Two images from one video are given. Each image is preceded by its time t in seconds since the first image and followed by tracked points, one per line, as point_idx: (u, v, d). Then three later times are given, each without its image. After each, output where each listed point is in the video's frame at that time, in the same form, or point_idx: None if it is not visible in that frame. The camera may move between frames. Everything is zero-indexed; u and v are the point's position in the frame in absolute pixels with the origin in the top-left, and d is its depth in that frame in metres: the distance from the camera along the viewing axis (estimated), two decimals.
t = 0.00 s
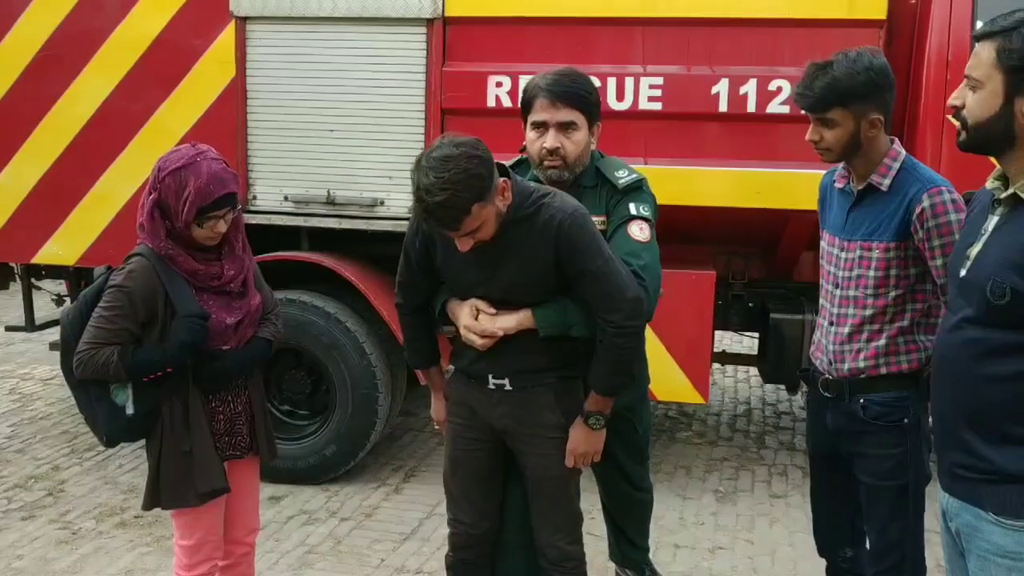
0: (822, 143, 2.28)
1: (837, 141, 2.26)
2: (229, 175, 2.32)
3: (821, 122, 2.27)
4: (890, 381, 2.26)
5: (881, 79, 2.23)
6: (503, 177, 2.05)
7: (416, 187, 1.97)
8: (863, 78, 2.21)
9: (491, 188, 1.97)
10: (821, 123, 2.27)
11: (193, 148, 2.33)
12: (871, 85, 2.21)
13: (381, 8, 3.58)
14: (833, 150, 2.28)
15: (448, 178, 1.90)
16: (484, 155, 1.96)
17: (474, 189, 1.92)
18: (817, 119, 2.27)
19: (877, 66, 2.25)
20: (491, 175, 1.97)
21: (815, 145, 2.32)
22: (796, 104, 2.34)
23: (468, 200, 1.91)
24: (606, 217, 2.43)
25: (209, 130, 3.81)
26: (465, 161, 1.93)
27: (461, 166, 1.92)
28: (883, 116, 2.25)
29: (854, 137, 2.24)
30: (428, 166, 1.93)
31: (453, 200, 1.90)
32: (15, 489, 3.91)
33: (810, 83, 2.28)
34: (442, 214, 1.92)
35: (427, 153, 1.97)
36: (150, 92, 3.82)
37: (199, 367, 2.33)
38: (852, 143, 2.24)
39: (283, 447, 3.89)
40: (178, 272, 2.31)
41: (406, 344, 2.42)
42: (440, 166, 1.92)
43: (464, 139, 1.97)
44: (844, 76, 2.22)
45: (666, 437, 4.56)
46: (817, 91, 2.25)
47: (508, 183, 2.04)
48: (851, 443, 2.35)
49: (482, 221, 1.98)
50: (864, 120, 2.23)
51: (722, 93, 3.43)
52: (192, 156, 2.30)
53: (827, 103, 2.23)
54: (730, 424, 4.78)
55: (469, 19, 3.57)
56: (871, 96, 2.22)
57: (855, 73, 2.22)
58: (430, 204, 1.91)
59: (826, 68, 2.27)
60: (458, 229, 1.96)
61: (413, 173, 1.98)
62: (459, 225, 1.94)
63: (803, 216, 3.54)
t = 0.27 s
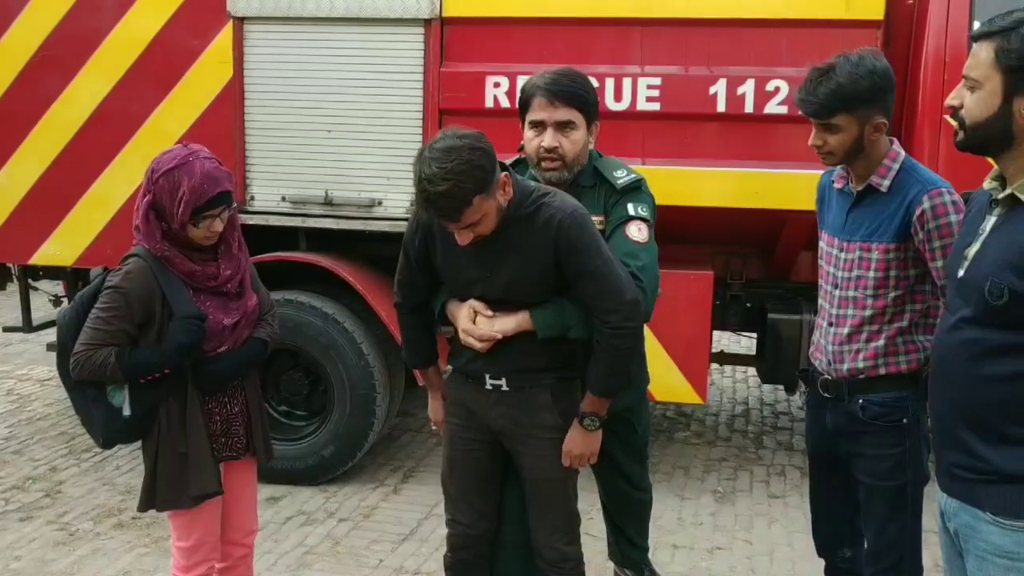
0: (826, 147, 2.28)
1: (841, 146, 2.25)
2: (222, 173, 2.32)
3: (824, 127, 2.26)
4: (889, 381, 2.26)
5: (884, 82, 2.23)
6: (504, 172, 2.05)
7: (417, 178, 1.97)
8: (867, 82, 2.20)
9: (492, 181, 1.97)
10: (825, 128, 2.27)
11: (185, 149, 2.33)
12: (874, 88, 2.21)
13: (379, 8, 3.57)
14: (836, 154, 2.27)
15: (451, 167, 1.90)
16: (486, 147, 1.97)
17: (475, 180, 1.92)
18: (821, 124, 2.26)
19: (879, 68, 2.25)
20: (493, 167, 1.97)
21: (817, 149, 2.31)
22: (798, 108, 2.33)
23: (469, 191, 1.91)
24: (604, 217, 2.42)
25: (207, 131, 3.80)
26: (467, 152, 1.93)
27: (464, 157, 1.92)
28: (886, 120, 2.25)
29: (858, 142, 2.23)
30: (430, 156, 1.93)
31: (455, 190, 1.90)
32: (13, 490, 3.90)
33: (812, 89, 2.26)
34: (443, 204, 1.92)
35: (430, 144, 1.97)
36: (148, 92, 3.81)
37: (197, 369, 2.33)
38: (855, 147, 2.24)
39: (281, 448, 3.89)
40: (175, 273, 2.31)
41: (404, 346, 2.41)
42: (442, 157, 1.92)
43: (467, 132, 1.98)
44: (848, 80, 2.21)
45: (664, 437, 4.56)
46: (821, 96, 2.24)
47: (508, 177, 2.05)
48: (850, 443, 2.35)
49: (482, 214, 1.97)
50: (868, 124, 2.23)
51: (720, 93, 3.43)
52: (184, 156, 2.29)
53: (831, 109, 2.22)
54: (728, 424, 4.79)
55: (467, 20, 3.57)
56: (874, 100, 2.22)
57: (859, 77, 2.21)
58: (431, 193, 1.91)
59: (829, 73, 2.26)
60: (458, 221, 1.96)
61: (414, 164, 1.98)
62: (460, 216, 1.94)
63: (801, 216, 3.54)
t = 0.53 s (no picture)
0: (824, 151, 2.28)
1: (839, 148, 2.25)
2: (218, 173, 2.32)
3: (822, 130, 2.26)
4: (887, 382, 2.27)
5: (882, 85, 2.23)
6: (502, 170, 2.05)
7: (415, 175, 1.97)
8: (865, 84, 2.21)
9: (490, 179, 1.97)
10: (823, 131, 2.26)
11: (181, 149, 2.33)
12: (872, 91, 2.21)
13: (377, 9, 3.57)
14: (835, 157, 2.27)
15: (449, 164, 1.90)
16: (484, 145, 1.96)
17: (473, 177, 1.92)
18: (819, 127, 2.26)
19: (876, 71, 2.25)
20: (491, 164, 1.97)
21: (816, 152, 2.31)
22: (796, 110, 2.33)
23: (466, 188, 1.91)
24: (603, 218, 2.42)
25: (205, 132, 3.80)
26: (465, 149, 1.93)
27: (462, 154, 1.92)
28: (884, 122, 2.25)
29: (855, 144, 2.23)
30: (428, 153, 1.93)
31: (452, 187, 1.90)
32: (11, 491, 3.90)
33: (810, 92, 2.27)
34: (441, 201, 1.92)
35: (428, 141, 1.97)
36: (146, 93, 3.81)
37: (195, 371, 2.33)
38: (854, 150, 2.24)
39: (280, 449, 3.89)
40: (172, 275, 2.31)
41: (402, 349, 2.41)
42: (440, 154, 1.92)
43: (466, 129, 1.98)
44: (846, 82, 2.21)
45: (663, 438, 4.56)
46: (819, 99, 2.24)
47: (506, 175, 2.05)
48: (848, 445, 2.35)
49: (480, 211, 1.97)
50: (866, 126, 2.23)
51: (719, 94, 3.43)
52: (179, 156, 2.29)
53: (829, 112, 2.22)
54: (726, 425, 4.79)
55: (466, 21, 3.57)
56: (872, 103, 2.23)
57: (856, 79, 2.22)
58: (428, 190, 1.91)
59: (826, 76, 2.26)
60: (455, 218, 1.96)
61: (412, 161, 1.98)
62: (457, 212, 1.94)
63: (799, 218, 3.54)
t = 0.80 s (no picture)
0: (821, 151, 2.27)
1: (835, 148, 2.25)
2: (211, 171, 2.31)
3: (819, 130, 2.26)
4: (885, 383, 2.26)
5: (878, 85, 2.23)
6: (501, 169, 2.05)
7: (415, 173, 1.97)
8: (861, 85, 2.20)
9: (489, 177, 1.97)
10: (819, 131, 2.26)
11: (173, 149, 2.33)
12: (868, 91, 2.21)
13: (376, 9, 3.57)
14: (831, 157, 2.27)
15: (449, 162, 1.89)
16: (484, 144, 1.96)
17: (472, 175, 1.91)
18: (816, 128, 2.25)
19: (873, 71, 2.25)
20: (490, 163, 1.97)
21: (813, 153, 2.31)
22: (794, 110, 2.33)
23: (465, 186, 1.91)
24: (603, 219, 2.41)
25: (203, 132, 3.79)
26: (464, 148, 1.93)
27: (461, 153, 1.91)
28: (881, 122, 2.25)
29: (852, 144, 2.24)
30: (428, 152, 1.93)
31: (451, 184, 1.89)
32: (9, 492, 3.89)
33: (806, 92, 2.26)
34: (440, 199, 1.91)
35: (428, 140, 1.97)
36: (144, 93, 3.81)
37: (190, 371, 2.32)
38: (850, 150, 2.24)
39: (278, 450, 3.88)
40: (168, 275, 2.30)
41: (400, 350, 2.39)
42: (439, 152, 1.92)
43: (466, 129, 1.98)
44: (842, 82, 2.21)
45: (662, 438, 4.56)
46: (815, 100, 2.24)
47: (505, 174, 2.04)
48: (846, 445, 2.35)
49: (479, 209, 1.96)
50: (862, 126, 2.23)
51: (717, 94, 3.43)
52: (172, 156, 2.29)
53: (825, 112, 2.22)
54: (725, 426, 4.78)
55: (465, 21, 3.57)
56: (869, 103, 2.23)
57: (853, 79, 2.21)
58: (428, 187, 1.90)
59: (822, 76, 2.26)
60: (454, 215, 1.95)
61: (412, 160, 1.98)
62: (457, 210, 1.93)
63: (798, 218, 3.54)
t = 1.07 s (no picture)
0: (818, 152, 2.27)
1: (833, 149, 2.24)
2: (206, 171, 2.31)
3: (816, 132, 2.26)
4: (883, 383, 2.26)
5: (874, 86, 2.22)
6: (492, 173, 2.05)
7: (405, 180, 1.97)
8: (857, 86, 2.20)
9: (480, 181, 1.97)
10: (816, 133, 2.26)
11: (167, 149, 2.32)
12: (864, 92, 2.21)
13: (374, 10, 3.57)
14: (829, 158, 2.26)
15: (437, 165, 1.90)
16: (473, 148, 1.96)
17: (461, 178, 1.91)
18: (812, 129, 2.25)
19: (869, 72, 2.24)
20: (480, 167, 1.96)
21: (811, 154, 2.30)
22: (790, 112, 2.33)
23: (454, 189, 1.90)
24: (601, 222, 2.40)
25: (201, 133, 3.79)
26: (453, 152, 1.93)
27: (449, 156, 1.92)
28: (878, 123, 2.25)
29: (848, 146, 2.23)
30: (417, 156, 1.94)
31: (440, 188, 1.89)
32: (6, 493, 3.88)
33: (802, 94, 2.26)
34: (429, 203, 1.91)
35: (418, 145, 1.97)
36: (142, 94, 3.80)
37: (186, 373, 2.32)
38: (847, 151, 2.24)
39: (275, 450, 3.88)
40: (163, 277, 2.30)
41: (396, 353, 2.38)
42: (429, 156, 1.93)
43: (455, 134, 1.98)
44: (838, 84, 2.21)
45: (661, 439, 4.55)
46: (811, 102, 2.24)
47: (497, 177, 2.04)
48: (844, 447, 2.35)
49: (469, 214, 1.96)
50: (859, 127, 2.23)
51: (716, 95, 3.43)
52: (166, 156, 2.29)
53: (821, 114, 2.22)
54: (724, 426, 4.78)
55: (463, 21, 3.56)
56: (865, 104, 2.22)
57: (849, 81, 2.21)
58: (417, 191, 1.91)
59: (817, 79, 2.26)
60: (443, 221, 1.94)
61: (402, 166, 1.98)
62: (446, 214, 1.93)
63: (796, 218, 3.54)
